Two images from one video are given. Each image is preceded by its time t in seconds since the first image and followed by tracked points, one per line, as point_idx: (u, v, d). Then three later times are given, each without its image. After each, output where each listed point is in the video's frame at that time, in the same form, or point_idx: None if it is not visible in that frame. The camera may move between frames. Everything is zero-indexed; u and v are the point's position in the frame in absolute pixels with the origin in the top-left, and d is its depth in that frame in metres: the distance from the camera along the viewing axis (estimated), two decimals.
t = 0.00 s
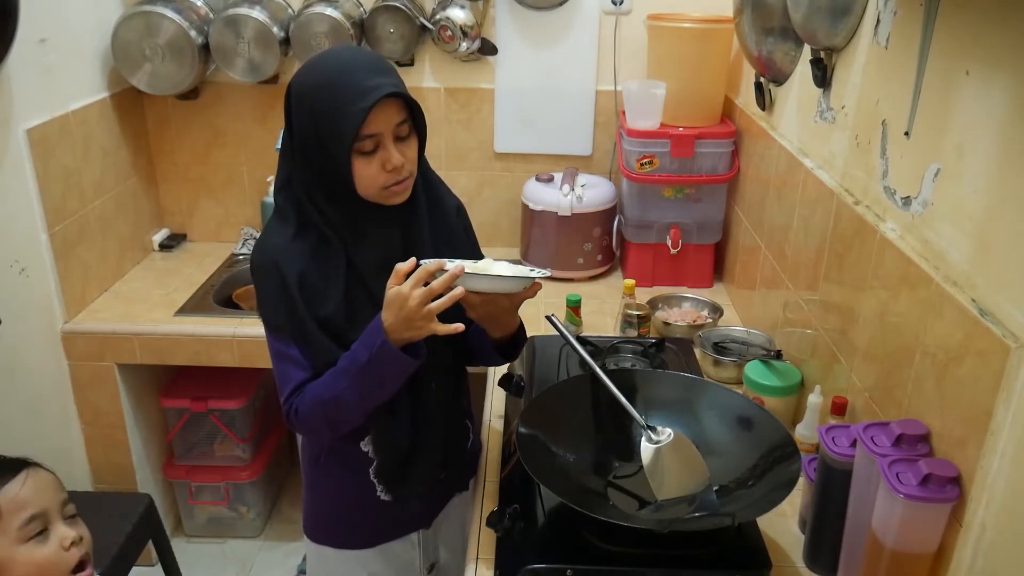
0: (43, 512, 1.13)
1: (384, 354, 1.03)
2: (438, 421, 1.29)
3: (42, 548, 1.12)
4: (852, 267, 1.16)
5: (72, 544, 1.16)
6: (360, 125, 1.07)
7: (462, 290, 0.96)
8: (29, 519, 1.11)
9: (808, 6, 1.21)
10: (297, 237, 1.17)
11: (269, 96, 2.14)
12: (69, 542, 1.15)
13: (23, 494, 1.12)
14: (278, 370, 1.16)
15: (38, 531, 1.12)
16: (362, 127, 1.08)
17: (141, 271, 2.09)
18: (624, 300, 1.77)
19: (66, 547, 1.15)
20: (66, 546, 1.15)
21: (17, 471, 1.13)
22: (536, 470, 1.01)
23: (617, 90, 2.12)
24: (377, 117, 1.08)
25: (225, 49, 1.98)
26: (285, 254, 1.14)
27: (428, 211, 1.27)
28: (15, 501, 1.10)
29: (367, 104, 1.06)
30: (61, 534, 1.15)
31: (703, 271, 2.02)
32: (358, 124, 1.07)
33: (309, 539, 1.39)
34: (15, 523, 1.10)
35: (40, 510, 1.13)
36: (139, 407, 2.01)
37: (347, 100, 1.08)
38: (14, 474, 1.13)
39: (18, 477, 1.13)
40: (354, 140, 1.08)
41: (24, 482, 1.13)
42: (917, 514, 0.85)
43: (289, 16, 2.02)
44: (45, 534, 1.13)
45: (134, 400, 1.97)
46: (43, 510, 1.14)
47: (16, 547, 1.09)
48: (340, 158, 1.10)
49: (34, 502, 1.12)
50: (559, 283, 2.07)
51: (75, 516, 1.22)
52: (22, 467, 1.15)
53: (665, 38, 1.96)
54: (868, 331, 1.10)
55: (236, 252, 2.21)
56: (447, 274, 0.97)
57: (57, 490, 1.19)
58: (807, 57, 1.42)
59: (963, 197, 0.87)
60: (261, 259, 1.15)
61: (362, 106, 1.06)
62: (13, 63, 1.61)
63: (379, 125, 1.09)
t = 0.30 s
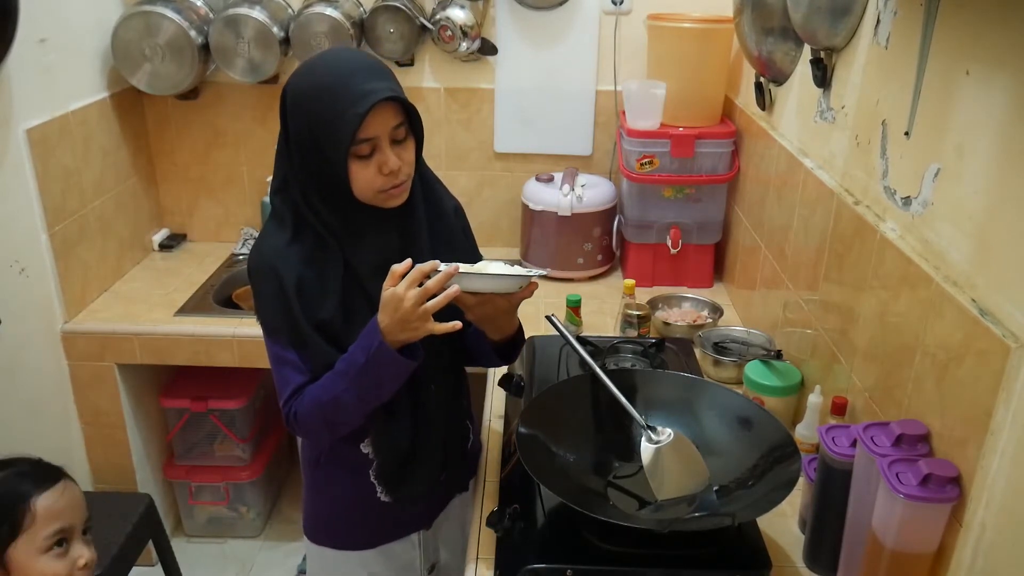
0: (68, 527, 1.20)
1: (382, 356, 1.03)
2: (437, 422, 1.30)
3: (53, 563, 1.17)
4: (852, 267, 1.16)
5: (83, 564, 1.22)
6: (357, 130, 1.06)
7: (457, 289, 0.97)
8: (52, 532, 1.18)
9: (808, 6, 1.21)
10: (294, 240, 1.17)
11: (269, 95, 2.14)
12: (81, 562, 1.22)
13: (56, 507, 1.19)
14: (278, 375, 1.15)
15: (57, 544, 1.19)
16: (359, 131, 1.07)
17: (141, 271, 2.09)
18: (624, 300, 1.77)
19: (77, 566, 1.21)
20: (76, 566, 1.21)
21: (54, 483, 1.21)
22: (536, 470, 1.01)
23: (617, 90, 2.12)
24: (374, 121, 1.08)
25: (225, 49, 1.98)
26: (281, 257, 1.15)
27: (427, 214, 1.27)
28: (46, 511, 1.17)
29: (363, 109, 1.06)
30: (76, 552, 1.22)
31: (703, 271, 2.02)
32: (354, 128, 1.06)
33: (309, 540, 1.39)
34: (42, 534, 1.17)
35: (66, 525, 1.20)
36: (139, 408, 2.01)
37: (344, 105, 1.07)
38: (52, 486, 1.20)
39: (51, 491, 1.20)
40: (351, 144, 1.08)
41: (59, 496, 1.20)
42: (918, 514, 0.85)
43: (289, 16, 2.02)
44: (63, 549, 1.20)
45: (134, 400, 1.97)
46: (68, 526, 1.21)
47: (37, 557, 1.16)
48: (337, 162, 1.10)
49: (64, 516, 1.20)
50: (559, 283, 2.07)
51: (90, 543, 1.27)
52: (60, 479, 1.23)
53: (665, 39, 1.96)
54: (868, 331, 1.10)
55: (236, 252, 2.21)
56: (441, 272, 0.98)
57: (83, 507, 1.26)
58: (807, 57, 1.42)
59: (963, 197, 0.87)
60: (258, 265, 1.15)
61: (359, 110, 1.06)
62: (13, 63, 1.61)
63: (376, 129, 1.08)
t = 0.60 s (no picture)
0: (70, 488, 1.23)
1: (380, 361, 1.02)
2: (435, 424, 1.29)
3: (56, 523, 1.19)
4: (852, 267, 1.16)
5: (85, 524, 1.24)
6: (337, 99, 1.08)
7: (450, 301, 0.94)
8: (56, 493, 1.20)
9: (808, 5, 1.21)
10: (294, 238, 1.16)
11: (269, 96, 2.14)
12: (83, 522, 1.23)
13: (59, 469, 1.21)
14: (273, 375, 1.16)
15: (60, 504, 1.21)
16: (341, 100, 1.09)
17: (141, 271, 2.09)
18: (624, 300, 1.77)
19: (80, 525, 1.23)
20: (79, 526, 1.23)
21: (57, 447, 1.24)
22: (536, 470, 1.01)
23: (617, 90, 2.12)
24: (356, 91, 1.10)
25: (225, 49, 1.98)
26: (280, 256, 1.14)
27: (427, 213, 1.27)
28: (50, 473, 1.20)
29: (344, 76, 1.08)
30: (79, 513, 1.24)
31: (703, 271, 2.02)
32: (336, 97, 1.08)
33: (309, 541, 1.39)
34: (45, 495, 1.18)
35: (69, 487, 1.22)
36: (139, 407, 2.01)
37: (328, 76, 1.10)
38: (53, 449, 1.22)
39: (53, 455, 1.22)
40: (333, 113, 1.10)
41: (61, 458, 1.23)
42: (917, 514, 0.85)
43: (289, 16, 2.02)
44: (66, 510, 1.22)
45: (134, 400, 1.97)
46: (70, 487, 1.23)
47: (41, 517, 1.18)
48: (322, 136, 1.12)
49: (66, 478, 1.22)
50: (559, 283, 2.07)
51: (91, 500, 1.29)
52: (61, 442, 1.25)
53: (665, 38, 1.96)
54: (868, 331, 1.10)
55: (236, 252, 2.21)
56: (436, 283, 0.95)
57: (84, 470, 1.29)
58: (807, 57, 1.42)
59: (963, 197, 0.87)
60: (257, 264, 1.14)
61: (340, 80, 1.08)
62: (13, 63, 1.60)
63: (359, 99, 1.10)
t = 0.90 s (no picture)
0: (81, 432, 1.35)
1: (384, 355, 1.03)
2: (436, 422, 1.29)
3: (74, 465, 1.32)
4: (852, 267, 1.16)
5: (101, 463, 1.37)
6: (340, 90, 1.09)
7: (455, 300, 0.94)
8: (66, 438, 1.32)
9: (808, 5, 1.21)
10: (298, 234, 1.16)
11: (269, 96, 2.14)
12: (98, 460, 1.36)
13: (65, 417, 1.33)
14: (275, 368, 1.16)
15: (72, 450, 1.33)
16: (345, 92, 1.10)
17: (141, 271, 2.09)
18: (624, 300, 1.77)
19: (94, 464, 1.35)
20: (95, 464, 1.36)
21: (64, 396, 1.35)
22: (536, 470, 1.01)
23: (617, 90, 2.12)
24: (361, 83, 1.10)
25: (225, 49, 1.98)
26: (284, 250, 1.14)
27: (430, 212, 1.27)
28: (57, 422, 1.32)
29: (350, 67, 1.09)
30: (92, 453, 1.36)
31: (703, 271, 2.02)
32: (339, 88, 1.09)
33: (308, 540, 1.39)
34: (59, 440, 1.32)
35: (80, 431, 1.35)
36: (139, 407, 2.01)
37: (332, 69, 1.11)
38: (58, 400, 1.34)
39: (65, 400, 1.35)
40: (337, 104, 1.10)
41: (69, 407, 1.34)
42: (917, 514, 0.85)
43: (288, 16, 2.02)
44: (82, 450, 1.35)
45: (134, 400, 1.97)
46: (82, 430, 1.35)
47: (57, 459, 1.31)
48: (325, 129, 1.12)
49: (75, 423, 1.34)
50: (559, 283, 2.07)
51: (106, 440, 1.43)
52: (64, 393, 1.36)
53: (665, 39, 1.96)
54: (868, 331, 1.10)
55: (236, 252, 2.21)
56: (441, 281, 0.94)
57: (91, 413, 1.40)
58: (807, 57, 1.42)
59: (963, 197, 0.87)
60: (261, 259, 1.14)
61: (344, 72, 1.09)
62: (13, 63, 1.61)
63: (363, 91, 1.11)
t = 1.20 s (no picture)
0: (92, 404, 1.37)
1: (386, 356, 1.03)
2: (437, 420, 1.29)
3: (87, 434, 1.35)
4: (852, 267, 1.16)
5: (111, 433, 1.39)
6: (346, 97, 1.09)
7: (459, 311, 0.93)
8: (79, 409, 1.35)
9: (807, 6, 1.21)
10: (301, 232, 1.16)
11: (269, 96, 2.14)
12: (108, 431, 1.38)
13: (80, 389, 1.35)
14: (277, 364, 1.16)
15: (85, 420, 1.36)
16: (351, 99, 1.09)
17: (141, 271, 2.09)
18: (624, 300, 1.77)
19: (104, 435, 1.37)
20: (105, 435, 1.38)
21: (81, 368, 1.37)
22: (537, 470, 1.01)
23: (616, 90, 2.12)
24: (367, 91, 1.10)
25: (225, 49, 1.98)
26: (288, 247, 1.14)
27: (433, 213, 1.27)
28: (73, 394, 1.34)
29: (357, 75, 1.08)
30: (103, 424, 1.38)
31: (703, 271, 2.02)
32: (344, 95, 1.08)
33: (308, 539, 1.39)
34: (70, 410, 1.34)
35: (91, 403, 1.37)
36: (139, 407, 2.01)
37: (340, 75, 1.10)
38: (75, 371, 1.36)
39: (82, 373, 1.37)
40: (342, 111, 1.10)
41: (83, 379, 1.36)
42: (917, 514, 0.85)
43: (288, 16, 2.02)
44: (93, 421, 1.37)
45: (134, 400, 1.97)
46: (93, 403, 1.37)
47: (69, 429, 1.33)
48: (331, 133, 1.12)
49: (87, 396, 1.36)
50: (558, 283, 2.07)
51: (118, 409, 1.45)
52: (81, 364, 1.38)
53: (665, 39, 1.96)
54: (868, 331, 1.10)
55: (236, 252, 2.21)
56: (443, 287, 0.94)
57: (106, 385, 1.42)
58: (807, 57, 1.42)
59: (963, 197, 0.87)
60: (264, 255, 1.14)
61: (350, 79, 1.08)
62: (13, 63, 1.61)
63: (368, 99, 1.10)
